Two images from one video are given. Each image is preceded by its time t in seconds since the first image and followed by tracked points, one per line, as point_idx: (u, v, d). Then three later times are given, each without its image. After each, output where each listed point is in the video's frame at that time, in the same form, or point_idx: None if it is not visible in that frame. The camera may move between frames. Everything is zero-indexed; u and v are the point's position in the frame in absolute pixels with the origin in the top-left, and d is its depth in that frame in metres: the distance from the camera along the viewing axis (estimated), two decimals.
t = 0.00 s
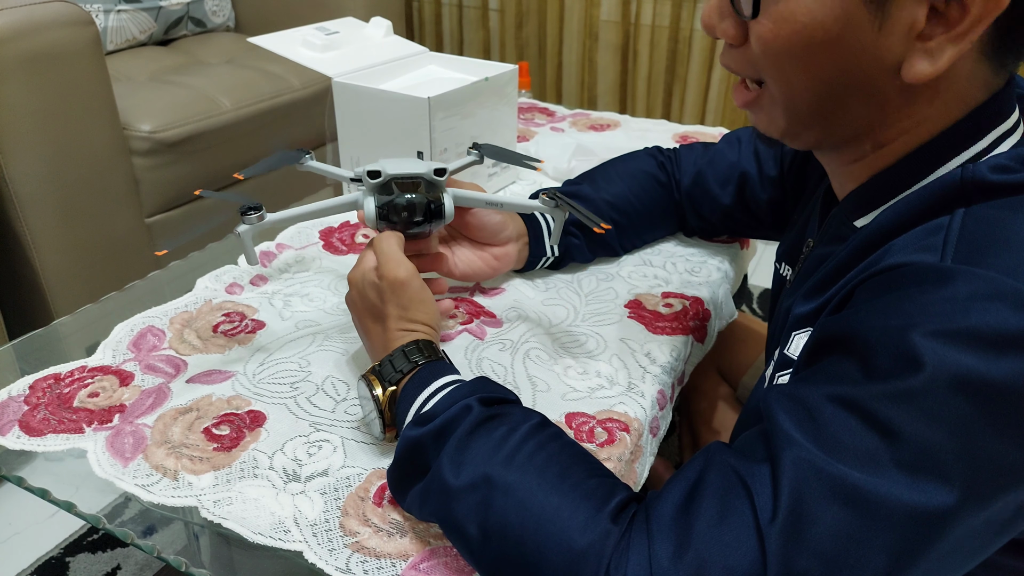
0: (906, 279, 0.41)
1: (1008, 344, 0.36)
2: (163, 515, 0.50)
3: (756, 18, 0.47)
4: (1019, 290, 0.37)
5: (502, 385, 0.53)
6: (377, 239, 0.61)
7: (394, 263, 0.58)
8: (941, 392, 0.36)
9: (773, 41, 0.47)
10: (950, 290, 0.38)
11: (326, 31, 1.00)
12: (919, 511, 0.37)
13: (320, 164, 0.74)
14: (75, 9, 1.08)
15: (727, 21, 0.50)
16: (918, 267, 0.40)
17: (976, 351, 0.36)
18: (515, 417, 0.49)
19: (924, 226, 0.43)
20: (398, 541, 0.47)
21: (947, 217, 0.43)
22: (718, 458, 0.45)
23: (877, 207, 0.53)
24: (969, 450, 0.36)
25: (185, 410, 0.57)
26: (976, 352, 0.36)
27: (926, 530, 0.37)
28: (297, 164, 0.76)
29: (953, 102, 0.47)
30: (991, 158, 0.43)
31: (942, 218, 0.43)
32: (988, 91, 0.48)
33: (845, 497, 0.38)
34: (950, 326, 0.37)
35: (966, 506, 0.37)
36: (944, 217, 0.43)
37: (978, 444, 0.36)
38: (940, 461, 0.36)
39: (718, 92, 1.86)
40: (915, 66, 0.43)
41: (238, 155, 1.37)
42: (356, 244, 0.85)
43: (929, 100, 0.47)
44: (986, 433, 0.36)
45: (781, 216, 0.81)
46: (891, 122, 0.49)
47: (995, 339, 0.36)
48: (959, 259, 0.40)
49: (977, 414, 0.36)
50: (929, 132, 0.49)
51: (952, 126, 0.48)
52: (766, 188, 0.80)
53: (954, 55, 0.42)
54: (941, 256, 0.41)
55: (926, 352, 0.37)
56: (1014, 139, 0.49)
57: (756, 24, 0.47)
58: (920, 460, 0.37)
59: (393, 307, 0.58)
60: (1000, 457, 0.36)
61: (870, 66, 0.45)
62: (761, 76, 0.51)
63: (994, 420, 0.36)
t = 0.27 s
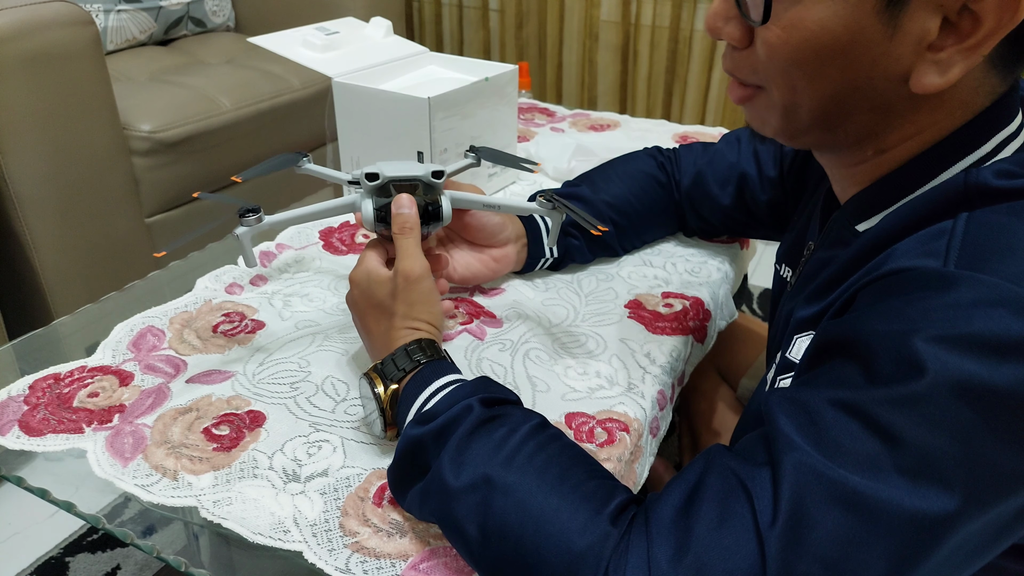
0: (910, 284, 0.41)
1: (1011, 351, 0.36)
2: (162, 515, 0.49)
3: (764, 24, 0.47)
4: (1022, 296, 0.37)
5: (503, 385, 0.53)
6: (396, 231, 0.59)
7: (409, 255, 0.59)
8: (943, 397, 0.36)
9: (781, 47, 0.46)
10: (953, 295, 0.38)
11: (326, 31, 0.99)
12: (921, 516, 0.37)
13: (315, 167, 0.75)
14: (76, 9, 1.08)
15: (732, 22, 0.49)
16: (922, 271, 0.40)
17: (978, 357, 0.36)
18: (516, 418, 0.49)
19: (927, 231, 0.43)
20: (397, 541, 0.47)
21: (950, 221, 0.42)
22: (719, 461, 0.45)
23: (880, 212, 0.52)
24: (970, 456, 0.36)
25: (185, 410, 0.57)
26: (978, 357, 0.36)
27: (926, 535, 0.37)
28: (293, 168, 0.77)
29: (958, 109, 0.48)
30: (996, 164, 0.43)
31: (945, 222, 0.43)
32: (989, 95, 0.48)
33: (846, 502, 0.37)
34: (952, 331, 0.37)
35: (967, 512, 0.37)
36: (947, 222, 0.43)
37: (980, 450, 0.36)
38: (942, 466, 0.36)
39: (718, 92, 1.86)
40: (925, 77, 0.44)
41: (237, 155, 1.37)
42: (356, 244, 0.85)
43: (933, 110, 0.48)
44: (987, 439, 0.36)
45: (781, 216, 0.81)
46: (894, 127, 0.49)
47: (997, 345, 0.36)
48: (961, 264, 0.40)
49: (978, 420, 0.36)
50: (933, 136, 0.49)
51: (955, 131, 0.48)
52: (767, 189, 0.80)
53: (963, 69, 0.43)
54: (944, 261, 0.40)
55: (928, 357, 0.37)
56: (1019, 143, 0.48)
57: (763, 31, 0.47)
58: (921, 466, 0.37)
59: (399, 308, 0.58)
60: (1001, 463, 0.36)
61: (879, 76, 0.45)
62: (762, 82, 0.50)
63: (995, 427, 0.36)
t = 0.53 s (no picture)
0: (911, 285, 0.41)
1: (1011, 353, 0.36)
2: (163, 515, 0.50)
3: (763, 23, 0.47)
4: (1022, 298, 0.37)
5: (504, 385, 0.53)
6: (399, 231, 0.59)
7: (412, 255, 0.59)
8: (944, 398, 0.36)
9: (780, 46, 0.47)
10: (954, 296, 0.38)
11: (326, 31, 1.00)
12: (921, 517, 0.37)
13: (314, 173, 0.75)
14: (76, 10, 1.08)
15: (729, 22, 0.50)
16: (923, 273, 0.40)
17: (979, 358, 0.36)
18: (517, 417, 0.49)
19: (928, 232, 0.43)
20: (398, 541, 0.47)
21: (951, 223, 0.43)
22: (719, 461, 0.45)
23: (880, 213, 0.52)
24: (970, 457, 0.36)
25: (185, 410, 0.57)
26: (978, 359, 0.36)
27: (926, 536, 0.37)
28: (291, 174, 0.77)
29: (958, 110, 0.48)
30: (997, 166, 0.43)
31: (947, 223, 0.43)
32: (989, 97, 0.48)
33: (846, 502, 0.38)
34: (953, 332, 0.37)
35: (967, 513, 0.37)
36: (948, 223, 0.43)
37: (980, 451, 0.36)
38: (942, 467, 0.37)
39: (718, 92, 1.86)
40: (923, 76, 0.44)
41: (237, 155, 1.37)
42: (356, 244, 0.85)
43: (932, 111, 0.48)
44: (988, 440, 0.36)
45: (780, 216, 0.81)
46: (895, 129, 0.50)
47: (999, 347, 0.36)
48: (963, 266, 0.40)
49: (978, 421, 0.36)
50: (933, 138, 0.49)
51: (956, 131, 0.48)
52: (766, 189, 0.80)
53: (963, 68, 0.43)
54: (945, 263, 0.41)
55: (929, 358, 0.37)
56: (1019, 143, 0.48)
57: (762, 30, 0.47)
58: (921, 466, 0.37)
59: (403, 306, 0.58)
60: (1001, 464, 0.36)
61: (879, 75, 0.46)
62: (761, 82, 0.50)
63: (995, 428, 0.36)
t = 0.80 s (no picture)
0: (914, 288, 0.41)
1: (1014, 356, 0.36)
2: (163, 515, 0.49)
3: (781, 42, 0.45)
4: None
5: (506, 384, 0.53)
6: (403, 232, 0.59)
7: (416, 255, 0.59)
8: (947, 400, 0.36)
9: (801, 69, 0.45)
10: (958, 299, 0.38)
11: (326, 31, 1.00)
12: (923, 520, 0.37)
13: (311, 177, 0.76)
14: (76, 10, 1.08)
15: (736, 46, 0.48)
16: (926, 275, 0.40)
17: (982, 361, 0.37)
18: (518, 417, 0.49)
19: (932, 234, 0.43)
20: (398, 541, 0.47)
21: (956, 225, 0.43)
22: (722, 463, 0.45)
23: (886, 218, 0.51)
24: (973, 459, 0.36)
25: (185, 410, 0.57)
26: (982, 362, 0.36)
27: (928, 538, 0.37)
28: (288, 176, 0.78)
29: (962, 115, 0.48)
30: (1001, 169, 0.43)
31: (951, 226, 0.43)
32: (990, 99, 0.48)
33: (849, 504, 0.37)
34: (958, 336, 0.37)
35: (970, 515, 0.37)
36: (952, 225, 0.43)
37: (983, 454, 0.36)
38: (945, 470, 0.36)
39: (718, 92, 1.86)
40: (947, 84, 0.44)
41: (237, 155, 1.37)
42: (356, 244, 0.85)
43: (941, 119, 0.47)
44: (990, 442, 0.36)
45: (780, 218, 0.80)
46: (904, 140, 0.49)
47: (1002, 349, 0.36)
48: (967, 268, 0.40)
49: (981, 424, 0.36)
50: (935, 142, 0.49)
51: (958, 135, 0.48)
52: (767, 191, 0.79)
53: (984, 73, 0.43)
54: (949, 266, 0.41)
55: (933, 360, 0.37)
56: (1019, 146, 0.49)
57: (779, 49, 0.45)
58: (924, 469, 0.37)
59: (405, 306, 0.58)
60: (1004, 466, 0.36)
61: (900, 88, 0.45)
62: (776, 101, 0.48)
63: (997, 430, 0.36)
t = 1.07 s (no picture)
0: (918, 294, 0.41)
1: (1017, 363, 0.36)
2: (162, 514, 0.50)
3: (794, 72, 0.44)
4: None
5: (505, 384, 0.53)
6: (392, 233, 0.59)
7: (410, 254, 0.60)
8: (949, 406, 0.36)
9: (815, 98, 0.44)
10: (962, 306, 0.38)
11: (326, 31, 1.00)
12: (923, 525, 0.37)
13: (314, 174, 0.76)
14: (76, 10, 1.08)
15: (739, 77, 0.47)
16: (930, 282, 0.41)
17: (986, 368, 0.37)
18: (517, 417, 0.49)
19: (935, 240, 0.43)
20: (397, 541, 0.47)
21: (959, 230, 0.43)
22: (722, 465, 0.45)
23: (887, 226, 0.51)
24: (976, 466, 0.36)
25: (185, 410, 0.57)
26: (984, 368, 0.37)
27: (928, 544, 0.37)
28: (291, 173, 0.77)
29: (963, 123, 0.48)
30: (1004, 176, 0.43)
31: (953, 231, 0.43)
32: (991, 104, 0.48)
33: (849, 508, 0.38)
34: (962, 343, 0.37)
35: (971, 521, 0.37)
36: (955, 231, 0.43)
37: (984, 461, 0.36)
38: (947, 476, 0.37)
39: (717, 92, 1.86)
40: (962, 96, 0.44)
41: (237, 156, 1.37)
42: (356, 244, 0.85)
43: (948, 130, 0.48)
44: (993, 449, 0.36)
45: (778, 219, 0.80)
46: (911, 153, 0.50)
47: (1007, 357, 0.36)
48: (971, 275, 0.40)
49: (983, 432, 0.36)
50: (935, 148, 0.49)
51: (959, 142, 0.48)
52: (764, 194, 0.79)
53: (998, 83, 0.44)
54: (953, 272, 0.41)
55: (936, 367, 0.37)
56: (1018, 151, 0.49)
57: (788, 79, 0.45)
58: (925, 474, 0.37)
59: (404, 305, 0.58)
60: (1005, 473, 0.37)
61: (914, 104, 0.45)
62: (782, 129, 0.48)
63: (1000, 437, 0.36)
